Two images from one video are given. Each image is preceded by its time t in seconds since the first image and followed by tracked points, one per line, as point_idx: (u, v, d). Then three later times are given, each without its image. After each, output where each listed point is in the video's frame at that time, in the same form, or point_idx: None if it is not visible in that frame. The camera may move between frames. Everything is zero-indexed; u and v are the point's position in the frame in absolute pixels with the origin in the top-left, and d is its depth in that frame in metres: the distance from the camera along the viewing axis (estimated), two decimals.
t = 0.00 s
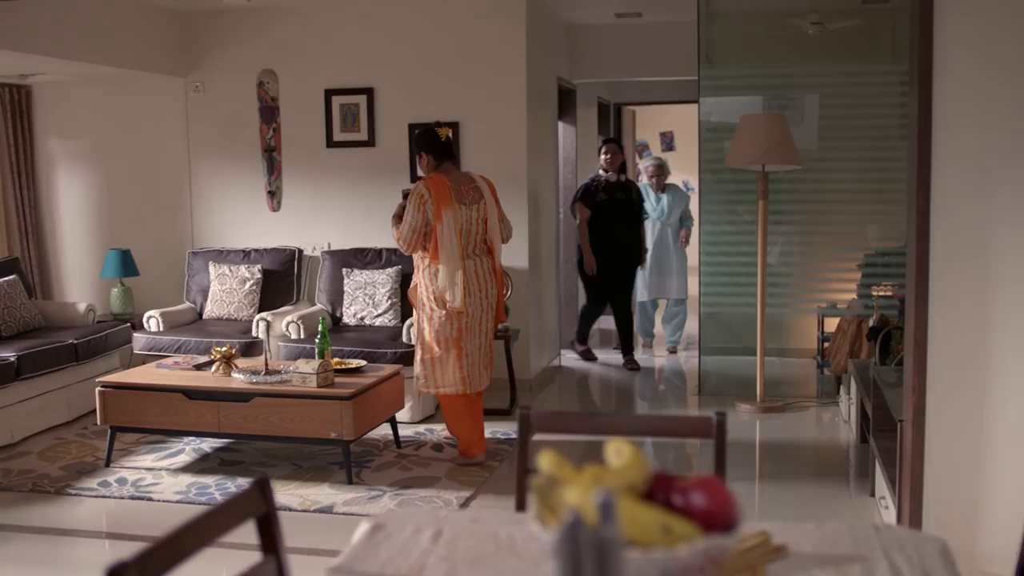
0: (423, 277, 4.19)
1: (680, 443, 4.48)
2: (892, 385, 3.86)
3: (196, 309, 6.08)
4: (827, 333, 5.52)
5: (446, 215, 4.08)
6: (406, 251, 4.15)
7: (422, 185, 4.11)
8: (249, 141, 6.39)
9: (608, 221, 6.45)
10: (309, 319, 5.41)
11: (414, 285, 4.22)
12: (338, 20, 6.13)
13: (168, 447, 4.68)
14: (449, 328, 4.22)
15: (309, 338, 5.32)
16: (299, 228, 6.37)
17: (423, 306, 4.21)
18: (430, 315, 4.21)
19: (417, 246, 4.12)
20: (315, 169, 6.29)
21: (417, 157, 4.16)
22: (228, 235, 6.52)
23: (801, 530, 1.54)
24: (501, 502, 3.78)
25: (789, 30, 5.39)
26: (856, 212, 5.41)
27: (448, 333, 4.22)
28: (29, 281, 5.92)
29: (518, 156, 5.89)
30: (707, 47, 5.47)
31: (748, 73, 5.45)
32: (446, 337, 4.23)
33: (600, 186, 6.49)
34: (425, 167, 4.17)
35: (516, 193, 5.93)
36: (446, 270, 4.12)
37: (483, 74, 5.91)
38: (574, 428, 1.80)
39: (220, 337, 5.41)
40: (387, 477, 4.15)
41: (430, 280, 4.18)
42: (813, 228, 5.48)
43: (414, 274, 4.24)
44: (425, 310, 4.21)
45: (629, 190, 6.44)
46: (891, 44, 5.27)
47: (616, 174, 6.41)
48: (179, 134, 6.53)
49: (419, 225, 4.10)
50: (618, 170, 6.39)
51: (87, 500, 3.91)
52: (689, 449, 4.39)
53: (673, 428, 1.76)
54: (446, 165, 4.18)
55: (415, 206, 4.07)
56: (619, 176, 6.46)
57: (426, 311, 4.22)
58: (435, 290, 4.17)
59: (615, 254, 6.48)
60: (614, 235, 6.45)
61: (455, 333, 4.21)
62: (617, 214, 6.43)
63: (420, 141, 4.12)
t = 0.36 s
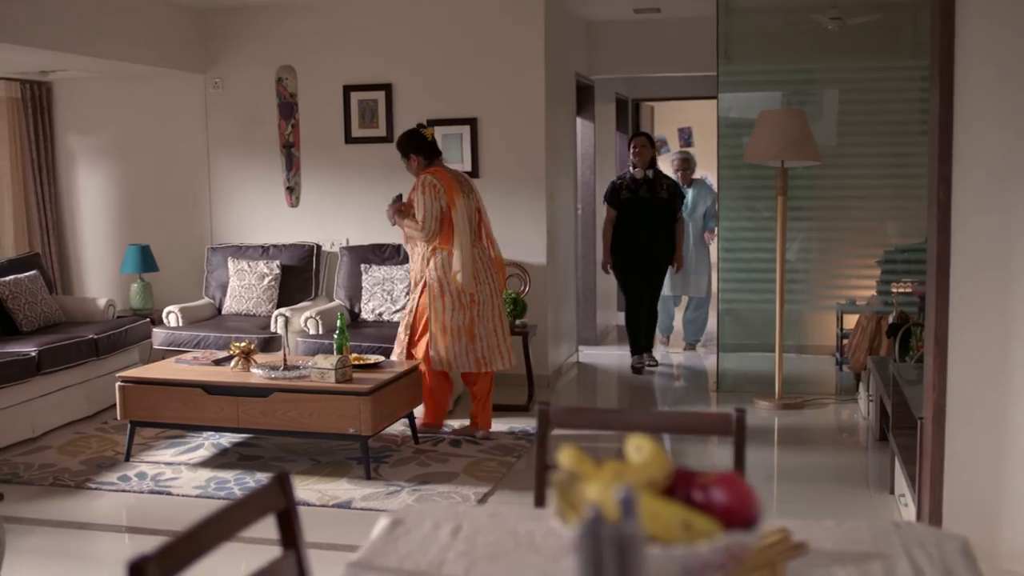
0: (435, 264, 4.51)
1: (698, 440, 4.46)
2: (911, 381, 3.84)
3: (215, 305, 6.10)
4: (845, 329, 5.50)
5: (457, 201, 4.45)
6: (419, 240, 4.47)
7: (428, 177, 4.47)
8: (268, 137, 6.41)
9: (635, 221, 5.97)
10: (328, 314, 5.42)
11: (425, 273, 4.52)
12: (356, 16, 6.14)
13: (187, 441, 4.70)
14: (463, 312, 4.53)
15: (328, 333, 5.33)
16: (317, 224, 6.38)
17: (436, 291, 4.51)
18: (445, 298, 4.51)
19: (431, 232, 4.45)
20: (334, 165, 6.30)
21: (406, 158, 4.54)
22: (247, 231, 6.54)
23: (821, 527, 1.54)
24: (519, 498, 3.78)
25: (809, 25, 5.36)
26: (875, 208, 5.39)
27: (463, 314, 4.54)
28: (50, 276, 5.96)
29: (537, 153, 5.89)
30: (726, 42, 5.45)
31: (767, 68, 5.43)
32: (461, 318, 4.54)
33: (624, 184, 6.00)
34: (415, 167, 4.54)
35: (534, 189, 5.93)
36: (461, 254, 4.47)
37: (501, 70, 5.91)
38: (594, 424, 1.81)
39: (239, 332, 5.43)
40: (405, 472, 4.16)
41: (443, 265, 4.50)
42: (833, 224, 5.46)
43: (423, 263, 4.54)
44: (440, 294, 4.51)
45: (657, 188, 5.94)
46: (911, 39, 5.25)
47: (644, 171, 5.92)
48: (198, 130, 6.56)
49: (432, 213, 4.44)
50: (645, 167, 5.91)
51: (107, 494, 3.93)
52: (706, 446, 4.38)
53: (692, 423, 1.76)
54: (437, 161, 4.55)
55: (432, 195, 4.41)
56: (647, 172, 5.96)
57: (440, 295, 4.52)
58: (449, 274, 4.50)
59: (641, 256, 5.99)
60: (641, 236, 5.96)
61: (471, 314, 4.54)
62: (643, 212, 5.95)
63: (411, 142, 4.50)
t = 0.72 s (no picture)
0: (424, 254, 4.77)
1: (714, 437, 4.45)
2: (928, 379, 3.82)
3: (230, 302, 6.12)
4: (862, 327, 5.48)
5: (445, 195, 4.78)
6: (414, 230, 4.70)
7: (419, 170, 4.70)
8: (283, 134, 6.42)
9: (649, 219, 5.93)
10: (343, 311, 5.42)
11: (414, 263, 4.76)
12: (371, 14, 6.14)
13: (202, 438, 4.72)
14: (449, 299, 4.86)
15: (343, 330, 5.34)
16: (332, 221, 6.38)
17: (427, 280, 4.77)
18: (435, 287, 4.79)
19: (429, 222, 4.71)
20: (349, 162, 6.31)
21: (389, 153, 4.70)
22: (262, 228, 6.55)
23: (836, 525, 1.53)
24: (534, 495, 3.78)
25: (824, 22, 5.34)
26: (892, 205, 5.35)
27: (446, 302, 4.85)
28: (67, 273, 5.99)
29: (552, 150, 5.89)
30: (741, 39, 5.44)
31: (783, 65, 5.41)
32: (445, 306, 4.84)
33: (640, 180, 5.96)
34: (395, 162, 4.73)
35: (549, 186, 5.92)
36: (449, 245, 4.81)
37: (515, 67, 5.90)
38: (611, 421, 1.81)
39: (255, 329, 5.44)
40: (420, 469, 4.17)
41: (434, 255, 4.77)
42: (849, 222, 5.43)
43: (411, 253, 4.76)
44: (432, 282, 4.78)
45: (671, 186, 5.89)
46: (928, 35, 5.22)
47: (659, 169, 5.87)
48: (213, 127, 6.58)
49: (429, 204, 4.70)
50: (660, 165, 5.86)
51: (124, 489, 3.95)
52: (722, 443, 4.37)
53: (711, 421, 1.76)
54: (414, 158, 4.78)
55: (427, 187, 4.68)
56: (662, 170, 5.91)
57: (431, 284, 4.79)
58: (440, 263, 4.80)
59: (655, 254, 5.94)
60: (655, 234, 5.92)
61: (452, 302, 4.86)
62: (657, 210, 5.90)
63: (393, 140, 4.68)
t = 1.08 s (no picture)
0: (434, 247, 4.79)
1: (726, 436, 4.44)
2: (941, 378, 3.81)
3: (243, 300, 6.14)
4: (874, 325, 5.47)
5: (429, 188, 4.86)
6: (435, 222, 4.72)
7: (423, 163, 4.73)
8: (295, 132, 6.43)
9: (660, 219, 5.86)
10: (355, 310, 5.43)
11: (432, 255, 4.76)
12: (384, 12, 6.15)
13: (215, 435, 4.73)
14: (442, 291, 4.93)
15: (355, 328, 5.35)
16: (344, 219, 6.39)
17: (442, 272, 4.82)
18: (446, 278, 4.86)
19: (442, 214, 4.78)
20: (361, 160, 6.31)
21: (400, 145, 4.62)
22: (273, 226, 6.56)
23: (850, 524, 1.53)
24: (546, 493, 3.77)
25: (837, 20, 5.33)
26: (904, 203, 5.34)
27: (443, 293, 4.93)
28: (80, 271, 6.01)
29: (563, 149, 5.88)
30: (753, 36, 5.43)
31: (796, 62, 5.40)
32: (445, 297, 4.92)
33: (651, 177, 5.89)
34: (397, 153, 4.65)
35: (561, 184, 5.92)
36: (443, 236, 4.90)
37: (527, 65, 5.90)
38: (622, 419, 1.81)
39: (267, 326, 5.45)
40: (432, 467, 4.17)
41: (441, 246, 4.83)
42: (862, 220, 5.42)
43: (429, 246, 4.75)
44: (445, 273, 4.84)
45: (681, 185, 5.81)
46: (942, 32, 5.20)
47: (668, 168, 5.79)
48: (226, 125, 6.59)
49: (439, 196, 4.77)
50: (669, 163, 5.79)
51: (137, 486, 3.96)
52: (733, 441, 4.36)
53: (722, 419, 1.75)
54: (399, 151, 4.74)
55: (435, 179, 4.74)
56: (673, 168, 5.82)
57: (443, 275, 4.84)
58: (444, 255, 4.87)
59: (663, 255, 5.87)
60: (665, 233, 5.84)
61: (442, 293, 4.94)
62: (666, 209, 5.83)
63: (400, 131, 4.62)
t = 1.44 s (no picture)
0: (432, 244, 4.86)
1: (740, 436, 4.43)
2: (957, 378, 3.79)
3: (257, 299, 6.16)
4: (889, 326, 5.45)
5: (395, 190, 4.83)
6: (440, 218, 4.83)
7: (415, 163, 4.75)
8: (310, 131, 6.44)
9: (670, 217, 5.78)
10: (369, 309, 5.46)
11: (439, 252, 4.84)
12: (398, 12, 6.15)
13: (229, 433, 4.74)
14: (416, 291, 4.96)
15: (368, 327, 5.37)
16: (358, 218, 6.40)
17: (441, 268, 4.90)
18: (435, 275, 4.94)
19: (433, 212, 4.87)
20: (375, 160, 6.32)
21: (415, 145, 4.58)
22: (287, 226, 6.58)
23: (865, 525, 1.52)
24: (559, 493, 3.77)
25: (852, 19, 5.31)
26: (920, 203, 5.32)
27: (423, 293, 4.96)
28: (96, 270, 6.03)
29: (577, 148, 5.88)
30: (768, 35, 5.41)
31: (812, 61, 5.38)
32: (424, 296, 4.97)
33: (666, 176, 5.82)
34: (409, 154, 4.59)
35: (574, 184, 5.91)
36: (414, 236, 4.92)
37: (541, 64, 5.90)
38: (637, 418, 1.81)
39: (281, 326, 5.46)
40: (445, 466, 4.17)
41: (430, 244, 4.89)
42: (877, 220, 5.40)
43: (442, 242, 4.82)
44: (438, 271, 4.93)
45: (693, 184, 5.72)
46: (958, 31, 5.17)
47: (682, 166, 5.73)
48: (241, 125, 6.61)
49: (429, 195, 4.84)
50: (683, 160, 5.72)
51: (151, 484, 3.98)
52: (746, 441, 4.34)
53: (737, 419, 1.75)
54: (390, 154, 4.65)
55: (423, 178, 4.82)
56: (686, 167, 5.77)
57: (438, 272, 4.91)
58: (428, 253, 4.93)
59: (672, 254, 5.79)
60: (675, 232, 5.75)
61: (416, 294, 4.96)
62: (678, 209, 5.75)
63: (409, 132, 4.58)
